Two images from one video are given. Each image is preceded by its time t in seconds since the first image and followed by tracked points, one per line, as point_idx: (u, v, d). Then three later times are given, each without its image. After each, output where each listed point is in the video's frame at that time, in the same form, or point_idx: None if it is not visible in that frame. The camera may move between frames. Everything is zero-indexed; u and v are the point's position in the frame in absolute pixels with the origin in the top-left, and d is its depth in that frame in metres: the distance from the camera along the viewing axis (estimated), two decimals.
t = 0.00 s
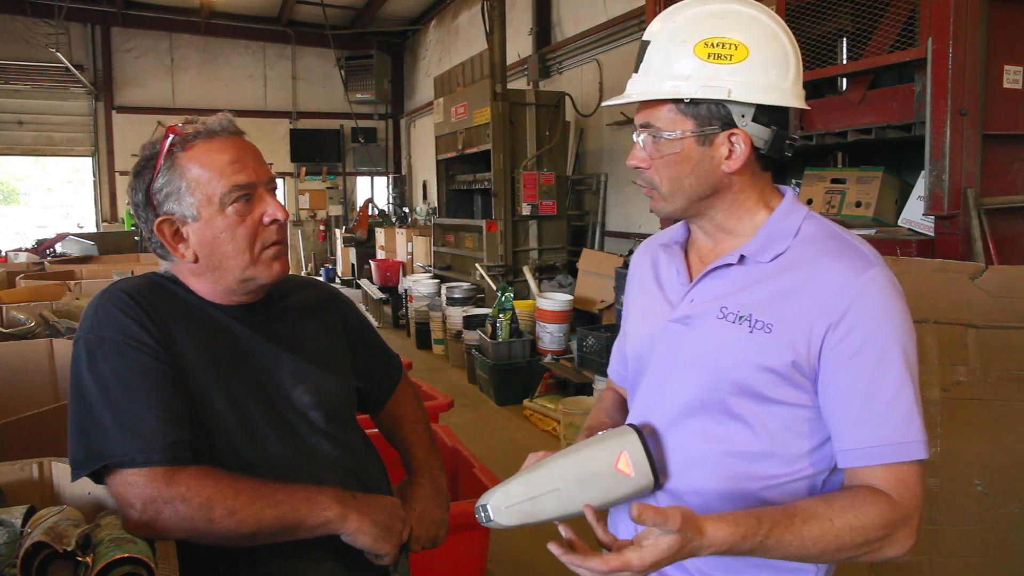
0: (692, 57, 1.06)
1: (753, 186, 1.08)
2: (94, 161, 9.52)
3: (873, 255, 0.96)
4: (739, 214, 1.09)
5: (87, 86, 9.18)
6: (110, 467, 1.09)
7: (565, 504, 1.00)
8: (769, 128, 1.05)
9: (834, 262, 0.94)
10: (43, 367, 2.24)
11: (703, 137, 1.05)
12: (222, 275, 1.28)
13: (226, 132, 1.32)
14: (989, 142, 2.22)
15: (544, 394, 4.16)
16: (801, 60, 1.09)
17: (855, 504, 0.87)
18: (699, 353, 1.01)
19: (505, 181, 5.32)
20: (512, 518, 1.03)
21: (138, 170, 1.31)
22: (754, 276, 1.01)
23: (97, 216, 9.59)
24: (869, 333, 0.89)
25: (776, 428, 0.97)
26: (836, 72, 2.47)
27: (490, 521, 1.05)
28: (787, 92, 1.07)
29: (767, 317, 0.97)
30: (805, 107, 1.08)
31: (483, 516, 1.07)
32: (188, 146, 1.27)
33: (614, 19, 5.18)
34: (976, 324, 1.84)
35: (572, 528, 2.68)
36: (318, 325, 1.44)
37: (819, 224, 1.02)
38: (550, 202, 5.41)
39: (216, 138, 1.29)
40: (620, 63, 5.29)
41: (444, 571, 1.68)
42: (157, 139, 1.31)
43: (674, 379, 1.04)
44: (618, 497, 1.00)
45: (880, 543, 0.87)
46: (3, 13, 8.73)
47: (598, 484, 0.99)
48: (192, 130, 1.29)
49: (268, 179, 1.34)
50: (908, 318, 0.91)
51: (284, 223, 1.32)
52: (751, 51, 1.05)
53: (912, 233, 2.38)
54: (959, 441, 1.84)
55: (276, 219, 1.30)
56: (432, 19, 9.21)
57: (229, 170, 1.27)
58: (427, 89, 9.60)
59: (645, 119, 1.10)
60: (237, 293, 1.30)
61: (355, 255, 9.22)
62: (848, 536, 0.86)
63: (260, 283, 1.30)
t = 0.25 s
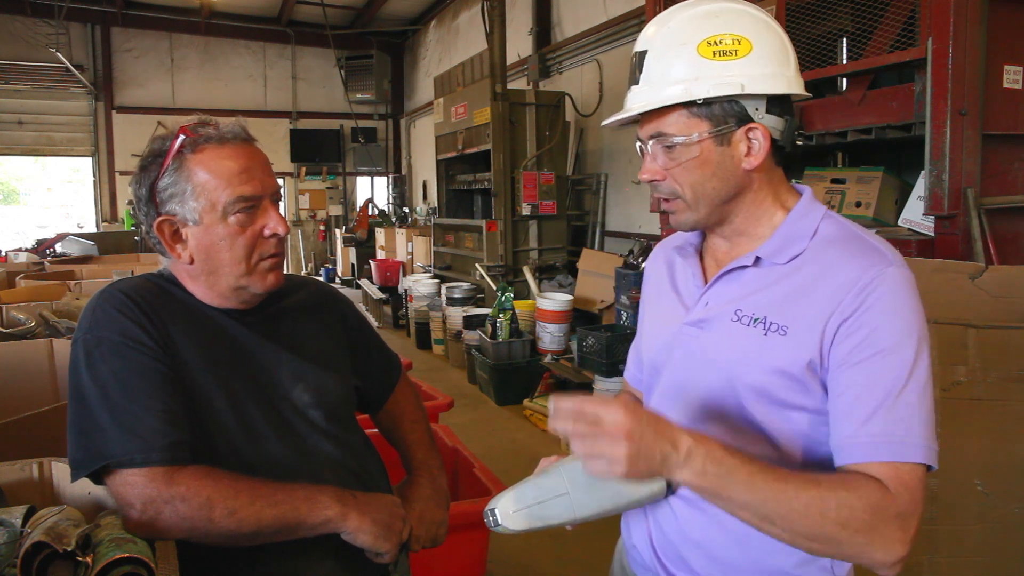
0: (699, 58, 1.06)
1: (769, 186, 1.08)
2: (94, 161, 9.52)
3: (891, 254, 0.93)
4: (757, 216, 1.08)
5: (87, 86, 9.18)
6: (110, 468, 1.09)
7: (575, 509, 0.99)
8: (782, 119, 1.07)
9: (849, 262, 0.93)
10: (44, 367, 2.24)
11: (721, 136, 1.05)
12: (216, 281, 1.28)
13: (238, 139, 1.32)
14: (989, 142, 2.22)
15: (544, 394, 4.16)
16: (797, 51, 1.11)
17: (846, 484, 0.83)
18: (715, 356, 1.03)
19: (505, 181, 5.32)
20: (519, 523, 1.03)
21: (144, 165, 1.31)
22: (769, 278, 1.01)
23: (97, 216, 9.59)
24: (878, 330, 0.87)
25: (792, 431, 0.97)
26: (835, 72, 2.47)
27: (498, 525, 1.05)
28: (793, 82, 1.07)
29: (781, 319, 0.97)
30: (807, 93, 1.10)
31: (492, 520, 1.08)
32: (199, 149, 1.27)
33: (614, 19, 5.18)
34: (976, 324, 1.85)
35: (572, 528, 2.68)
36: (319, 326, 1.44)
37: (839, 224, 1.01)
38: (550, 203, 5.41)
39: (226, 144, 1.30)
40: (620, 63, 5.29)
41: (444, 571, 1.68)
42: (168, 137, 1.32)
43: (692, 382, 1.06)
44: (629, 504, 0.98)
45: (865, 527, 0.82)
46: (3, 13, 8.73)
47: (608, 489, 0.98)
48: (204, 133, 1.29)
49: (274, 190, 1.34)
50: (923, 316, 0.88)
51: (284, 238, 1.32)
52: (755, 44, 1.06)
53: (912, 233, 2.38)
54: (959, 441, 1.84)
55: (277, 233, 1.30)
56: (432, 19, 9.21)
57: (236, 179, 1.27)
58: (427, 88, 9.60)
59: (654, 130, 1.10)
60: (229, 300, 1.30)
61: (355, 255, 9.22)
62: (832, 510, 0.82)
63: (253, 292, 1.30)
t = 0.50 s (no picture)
0: (697, 58, 1.06)
1: (775, 184, 1.08)
2: (94, 161, 9.52)
3: (896, 249, 0.93)
4: (764, 214, 1.08)
5: (87, 86, 9.18)
6: (110, 468, 1.09)
7: (579, 510, 0.99)
8: (786, 115, 1.06)
9: (852, 259, 0.93)
10: (43, 368, 2.24)
11: (723, 134, 1.05)
12: (221, 284, 1.28)
13: (247, 142, 1.32)
14: (989, 142, 2.22)
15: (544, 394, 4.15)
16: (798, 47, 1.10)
17: (822, 470, 0.82)
18: (720, 356, 1.03)
19: (505, 181, 5.32)
20: (523, 525, 1.04)
21: (151, 164, 1.31)
22: (774, 276, 1.02)
23: (97, 216, 9.58)
24: (878, 325, 0.86)
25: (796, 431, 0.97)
26: (835, 72, 2.47)
27: (500, 527, 1.06)
28: (795, 76, 1.06)
29: (784, 317, 0.97)
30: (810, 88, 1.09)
31: (495, 522, 1.08)
32: (207, 150, 1.27)
33: (614, 19, 5.18)
34: (975, 323, 1.85)
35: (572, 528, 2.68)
36: (320, 326, 1.44)
37: (845, 222, 1.01)
38: (550, 202, 5.41)
39: (236, 148, 1.29)
40: (620, 63, 5.29)
41: (444, 571, 1.68)
42: (176, 136, 1.31)
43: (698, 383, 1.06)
44: (633, 505, 0.98)
45: (842, 515, 0.80)
46: (3, 13, 8.73)
47: (612, 491, 0.98)
48: (213, 135, 1.29)
49: (280, 194, 1.34)
50: (926, 308, 0.87)
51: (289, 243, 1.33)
52: (754, 42, 1.05)
53: (912, 234, 2.38)
54: (959, 442, 1.84)
55: (282, 238, 1.30)
56: (432, 19, 9.21)
57: (243, 183, 1.27)
58: (427, 88, 9.60)
59: (658, 130, 1.11)
60: (233, 301, 1.30)
61: (355, 255, 9.22)
62: (807, 496, 0.81)
63: (257, 296, 1.30)
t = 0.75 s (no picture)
0: (720, 42, 1.06)
1: (783, 180, 1.08)
2: (94, 161, 9.52)
3: (900, 251, 0.94)
4: (769, 209, 1.09)
5: (87, 86, 9.18)
6: (110, 468, 1.09)
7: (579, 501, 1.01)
8: (800, 112, 1.05)
9: (856, 261, 0.94)
10: (43, 368, 2.24)
11: (734, 121, 1.05)
12: (223, 284, 1.28)
13: (253, 144, 1.32)
14: (989, 142, 2.22)
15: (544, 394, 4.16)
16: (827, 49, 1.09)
17: (804, 496, 0.86)
18: (721, 355, 1.02)
19: (505, 181, 5.32)
20: (522, 519, 1.04)
21: (155, 164, 1.31)
22: (777, 275, 1.02)
23: (97, 216, 9.58)
24: (883, 330, 0.88)
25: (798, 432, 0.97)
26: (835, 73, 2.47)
27: (499, 521, 1.06)
28: (817, 76, 1.05)
29: (788, 316, 0.97)
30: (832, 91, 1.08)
31: (494, 517, 1.09)
32: (212, 152, 1.27)
33: (614, 19, 5.18)
34: (975, 323, 1.86)
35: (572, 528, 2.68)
36: (320, 327, 1.44)
37: (848, 223, 1.01)
38: (550, 203, 5.40)
39: (241, 149, 1.30)
40: (620, 64, 5.29)
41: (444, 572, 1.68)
42: (181, 136, 1.31)
43: (697, 381, 1.06)
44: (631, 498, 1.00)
45: (834, 537, 0.84)
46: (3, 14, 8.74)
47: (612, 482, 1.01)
48: (219, 136, 1.29)
49: (284, 196, 1.34)
50: (931, 312, 0.89)
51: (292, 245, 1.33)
52: (779, 34, 1.04)
53: (912, 234, 2.38)
54: (959, 442, 1.84)
55: (286, 240, 1.30)
56: (432, 19, 9.21)
57: (248, 185, 1.27)
58: (427, 89, 9.60)
59: (674, 110, 1.11)
60: (235, 303, 1.30)
61: (355, 255, 9.22)
62: (792, 522, 0.85)
63: (260, 298, 1.30)
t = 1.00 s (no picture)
0: (757, 41, 1.04)
1: (792, 187, 1.09)
2: (94, 161, 9.51)
3: (907, 253, 0.94)
4: (775, 212, 1.09)
5: (87, 86, 9.18)
6: (111, 467, 1.10)
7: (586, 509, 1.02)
8: (821, 124, 1.06)
9: (862, 262, 0.94)
10: (43, 368, 2.24)
11: (758, 126, 1.05)
12: (222, 282, 1.28)
13: (248, 140, 1.32)
14: (989, 142, 2.22)
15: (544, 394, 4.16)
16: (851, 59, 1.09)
17: (823, 509, 0.87)
18: (725, 355, 1.02)
19: (505, 181, 5.32)
20: (529, 529, 1.04)
21: (151, 164, 1.31)
22: (782, 275, 1.02)
23: (97, 216, 9.58)
24: (891, 331, 0.88)
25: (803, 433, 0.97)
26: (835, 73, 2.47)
27: (506, 529, 1.06)
28: (841, 90, 1.06)
29: (794, 317, 0.96)
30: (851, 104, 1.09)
31: (499, 524, 1.08)
32: (207, 149, 1.27)
33: (614, 19, 5.18)
34: (976, 324, 1.86)
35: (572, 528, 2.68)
36: (321, 327, 1.44)
37: (853, 223, 1.02)
38: (550, 203, 5.41)
39: (236, 146, 1.29)
40: (620, 64, 5.29)
41: (444, 572, 1.68)
42: (176, 136, 1.31)
43: (700, 382, 1.06)
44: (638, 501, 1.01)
45: (852, 547, 0.86)
46: (3, 14, 8.75)
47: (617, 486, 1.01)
48: (213, 134, 1.29)
49: (281, 192, 1.34)
50: (937, 314, 0.89)
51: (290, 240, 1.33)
52: (814, 42, 1.04)
53: (912, 234, 2.38)
54: (959, 442, 1.84)
55: (283, 235, 1.30)
56: (432, 20, 9.22)
57: (243, 181, 1.27)
58: (427, 89, 9.60)
59: (695, 103, 1.09)
60: (235, 300, 1.30)
61: (355, 255, 9.23)
62: (812, 535, 0.86)
63: (259, 294, 1.30)
